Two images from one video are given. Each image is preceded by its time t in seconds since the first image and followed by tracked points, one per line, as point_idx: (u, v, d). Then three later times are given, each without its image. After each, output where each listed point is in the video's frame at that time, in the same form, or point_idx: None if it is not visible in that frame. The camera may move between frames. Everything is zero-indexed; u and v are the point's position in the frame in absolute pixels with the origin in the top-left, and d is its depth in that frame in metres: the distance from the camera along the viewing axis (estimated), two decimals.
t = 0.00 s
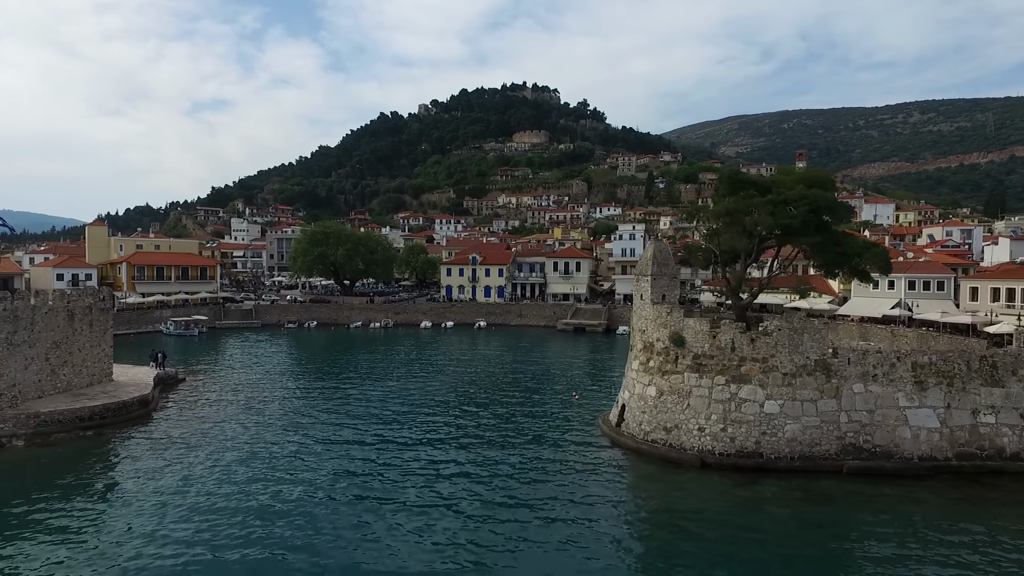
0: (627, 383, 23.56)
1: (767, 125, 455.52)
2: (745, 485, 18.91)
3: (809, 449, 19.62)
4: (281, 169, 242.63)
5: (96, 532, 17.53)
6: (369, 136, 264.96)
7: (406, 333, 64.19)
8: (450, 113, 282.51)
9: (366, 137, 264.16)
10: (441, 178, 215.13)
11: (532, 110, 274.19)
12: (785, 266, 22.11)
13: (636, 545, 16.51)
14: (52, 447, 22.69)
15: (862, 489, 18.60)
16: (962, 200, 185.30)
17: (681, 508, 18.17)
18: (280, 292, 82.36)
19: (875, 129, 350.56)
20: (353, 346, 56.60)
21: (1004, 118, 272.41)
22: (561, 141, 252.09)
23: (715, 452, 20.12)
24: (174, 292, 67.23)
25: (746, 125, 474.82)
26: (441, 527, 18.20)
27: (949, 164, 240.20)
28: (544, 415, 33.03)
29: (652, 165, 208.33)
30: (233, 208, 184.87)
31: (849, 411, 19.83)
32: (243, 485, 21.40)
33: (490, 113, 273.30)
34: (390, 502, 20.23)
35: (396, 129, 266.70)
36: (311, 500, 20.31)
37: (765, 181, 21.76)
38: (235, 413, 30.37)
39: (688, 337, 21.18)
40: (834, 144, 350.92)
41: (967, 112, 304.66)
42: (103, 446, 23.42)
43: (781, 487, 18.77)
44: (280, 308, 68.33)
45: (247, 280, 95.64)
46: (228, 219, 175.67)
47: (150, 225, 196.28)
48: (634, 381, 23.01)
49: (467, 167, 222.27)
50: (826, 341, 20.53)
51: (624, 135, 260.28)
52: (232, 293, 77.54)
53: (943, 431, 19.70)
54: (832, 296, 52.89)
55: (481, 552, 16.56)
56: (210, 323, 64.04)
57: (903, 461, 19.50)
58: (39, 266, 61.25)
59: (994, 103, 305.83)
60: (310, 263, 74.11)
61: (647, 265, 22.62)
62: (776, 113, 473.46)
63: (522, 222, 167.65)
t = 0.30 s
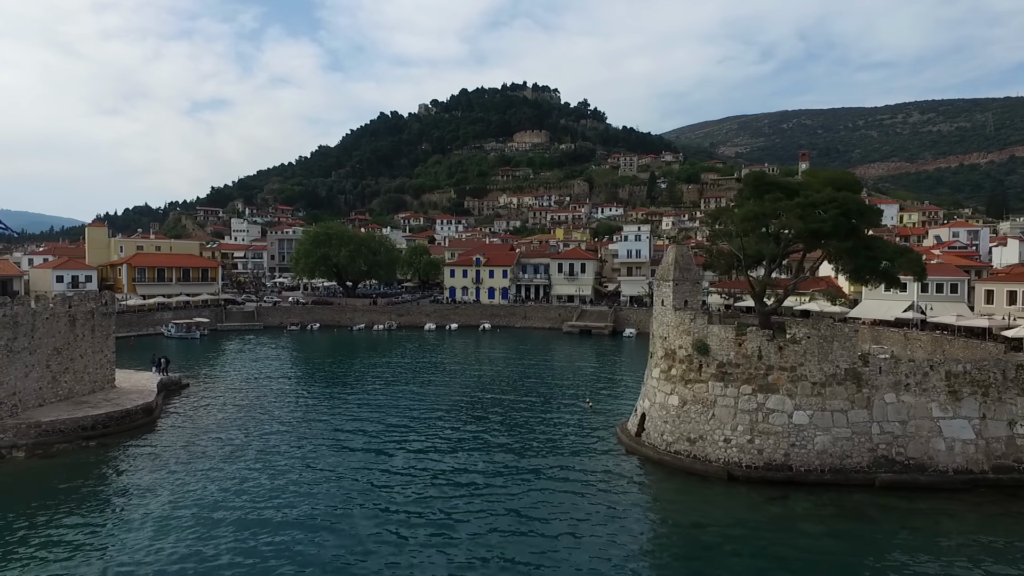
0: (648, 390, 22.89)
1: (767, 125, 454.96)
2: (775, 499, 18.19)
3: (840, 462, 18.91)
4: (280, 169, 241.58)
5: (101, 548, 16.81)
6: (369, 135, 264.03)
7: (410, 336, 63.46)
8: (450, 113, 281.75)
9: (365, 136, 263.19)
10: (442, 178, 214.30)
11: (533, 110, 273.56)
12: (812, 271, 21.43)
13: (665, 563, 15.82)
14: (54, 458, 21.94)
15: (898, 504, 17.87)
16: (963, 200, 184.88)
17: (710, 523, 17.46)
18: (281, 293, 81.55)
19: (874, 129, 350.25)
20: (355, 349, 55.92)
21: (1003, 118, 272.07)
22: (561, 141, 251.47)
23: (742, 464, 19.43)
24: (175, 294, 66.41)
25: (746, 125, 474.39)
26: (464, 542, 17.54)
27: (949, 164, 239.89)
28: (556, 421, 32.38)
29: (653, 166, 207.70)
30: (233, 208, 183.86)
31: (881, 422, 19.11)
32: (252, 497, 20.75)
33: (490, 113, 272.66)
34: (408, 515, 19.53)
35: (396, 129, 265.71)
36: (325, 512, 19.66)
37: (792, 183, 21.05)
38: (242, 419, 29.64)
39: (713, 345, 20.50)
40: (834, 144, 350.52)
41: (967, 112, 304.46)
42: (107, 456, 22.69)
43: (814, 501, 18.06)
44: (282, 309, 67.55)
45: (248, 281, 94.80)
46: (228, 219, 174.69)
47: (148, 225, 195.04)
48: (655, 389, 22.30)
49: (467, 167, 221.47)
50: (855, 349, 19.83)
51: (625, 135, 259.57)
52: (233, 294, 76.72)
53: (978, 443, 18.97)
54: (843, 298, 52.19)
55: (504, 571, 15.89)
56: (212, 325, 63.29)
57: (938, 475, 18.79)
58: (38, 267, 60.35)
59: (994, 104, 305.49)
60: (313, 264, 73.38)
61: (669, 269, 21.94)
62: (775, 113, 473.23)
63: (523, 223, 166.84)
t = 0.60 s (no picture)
0: (667, 399, 22.19)
1: (765, 125, 454.70)
2: (805, 516, 17.47)
3: (871, 476, 18.18)
4: (279, 168, 240.61)
5: (103, 567, 16.04)
6: (368, 135, 263.17)
7: (413, 338, 62.74)
8: (450, 113, 280.99)
9: (365, 136, 262.32)
10: (442, 178, 213.48)
11: (533, 110, 272.93)
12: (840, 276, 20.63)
13: None
14: (52, 470, 21.15)
15: (933, 521, 17.15)
16: (963, 201, 184.42)
17: (739, 542, 16.72)
18: (282, 295, 80.69)
19: (874, 130, 349.88)
20: (358, 351, 55.22)
21: (1002, 119, 271.81)
22: (561, 141, 250.87)
23: (769, 478, 18.71)
24: (175, 296, 65.59)
25: (745, 125, 474.20)
26: (482, 561, 16.81)
27: (948, 164, 239.48)
28: (568, 427, 31.72)
29: (654, 166, 207.14)
30: (232, 208, 182.94)
31: (913, 434, 18.34)
32: (260, 510, 20.00)
33: (490, 113, 271.98)
34: (424, 529, 18.77)
35: (396, 129, 264.72)
36: (334, 527, 18.91)
37: (819, 186, 20.35)
38: (246, 426, 28.86)
39: (738, 353, 19.75)
40: (833, 144, 350.18)
41: (966, 113, 304.10)
42: (108, 468, 21.89)
43: (845, 518, 17.34)
44: (283, 311, 66.76)
45: (248, 282, 94.07)
46: (227, 219, 173.79)
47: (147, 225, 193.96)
48: (675, 399, 21.56)
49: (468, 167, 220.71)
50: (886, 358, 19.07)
51: (624, 135, 258.83)
52: (234, 296, 75.91)
53: (1015, 456, 18.19)
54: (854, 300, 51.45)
55: None
56: (213, 327, 62.55)
57: (974, 489, 18.03)
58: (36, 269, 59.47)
59: (992, 104, 305.22)
60: (314, 265, 72.62)
61: (689, 275, 21.22)
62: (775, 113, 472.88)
63: (524, 223, 166.12)
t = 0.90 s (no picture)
0: (686, 410, 21.48)
1: (763, 125, 454.60)
2: (837, 535, 16.72)
3: (903, 491, 17.42)
4: (278, 168, 239.48)
5: None
6: (367, 134, 262.11)
7: (415, 341, 61.98)
8: (450, 112, 279.99)
9: (364, 135, 261.25)
10: (442, 178, 212.52)
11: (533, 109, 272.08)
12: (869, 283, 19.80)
13: None
14: (47, 483, 20.32)
15: (972, 540, 16.39)
16: (963, 202, 183.73)
17: (768, 561, 15.96)
18: (282, 296, 79.86)
19: (873, 130, 349.44)
20: (359, 355, 54.50)
21: (1001, 119, 271.48)
22: (561, 141, 250.09)
23: (796, 493, 17.95)
24: (174, 298, 64.67)
25: (744, 125, 473.92)
26: None
27: (947, 165, 238.98)
28: (577, 431, 31.08)
29: (654, 167, 206.45)
30: (231, 208, 181.96)
31: (948, 448, 17.57)
32: (264, 524, 19.23)
33: (490, 112, 271.13)
34: (440, 544, 18.03)
35: (395, 128, 263.64)
36: (342, 542, 18.13)
37: (846, 189, 19.59)
38: (249, 434, 28.12)
39: (763, 362, 19.00)
40: (833, 145, 349.75)
41: (965, 113, 303.63)
42: (105, 480, 21.06)
43: (879, 537, 16.59)
44: (284, 313, 65.89)
45: (247, 283, 93.24)
46: (226, 220, 172.76)
47: (145, 225, 192.99)
48: (696, 410, 20.82)
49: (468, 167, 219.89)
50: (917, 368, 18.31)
51: (624, 135, 258.05)
52: (234, 298, 75.00)
53: None
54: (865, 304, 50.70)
55: None
56: (212, 330, 61.77)
57: (1011, 507, 17.27)
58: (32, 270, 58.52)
59: (991, 104, 304.90)
60: (315, 267, 71.81)
61: (710, 281, 20.51)
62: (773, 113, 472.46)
63: (524, 223, 165.46)
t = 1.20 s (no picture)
0: (704, 421, 20.68)
1: (761, 125, 454.48)
2: (870, 557, 15.95)
3: (937, 510, 16.65)
4: (276, 168, 238.23)
5: None
6: (365, 134, 261.02)
7: (417, 344, 61.17)
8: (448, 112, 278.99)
9: (363, 135, 260.14)
10: (441, 178, 211.57)
11: (532, 109, 271.10)
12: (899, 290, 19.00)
13: None
14: (39, 499, 19.43)
15: (1011, 562, 15.66)
16: (962, 202, 183.16)
17: None
18: (281, 298, 79.00)
19: (871, 130, 349.24)
20: (359, 358, 53.71)
21: (999, 120, 271.51)
22: (560, 142, 249.32)
23: (824, 510, 17.17)
24: (171, 300, 63.69)
25: (742, 125, 473.72)
26: None
27: (945, 165, 238.62)
28: (584, 438, 30.52)
29: (653, 167, 205.81)
30: (228, 208, 180.77)
31: (982, 463, 16.82)
32: (266, 542, 18.35)
33: (489, 112, 270.23)
34: (454, 563, 17.27)
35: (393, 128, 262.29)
36: (349, 562, 17.29)
37: (873, 193, 18.87)
38: (251, 443, 27.40)
39: (787, 374, 18.20)
40: (831, 145, 349.50)
41: (963, 113, 303.42)
42: (100, 496, 20.18)
43: (914, 560, 15.83)
44: (283, 315, 64.96)
45: (245, 285, 92.18)
46: (223, 220, 171.64)
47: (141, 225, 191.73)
48: (715, 421, 20.01)
49: (467, 166, 218.96)
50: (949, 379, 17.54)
51: (623, 135, 257.31)
52: (232, 300, 74.06)
53: None
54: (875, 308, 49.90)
55: None
56: (210, 333, 60.93)
57: None
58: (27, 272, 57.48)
59: (988, 104, 304.91)
60: (315, 268, 70.94)
61: (731, 288, 19.68)
62: (771, 113, 472.16)
63: (524, 223, 164.75)
